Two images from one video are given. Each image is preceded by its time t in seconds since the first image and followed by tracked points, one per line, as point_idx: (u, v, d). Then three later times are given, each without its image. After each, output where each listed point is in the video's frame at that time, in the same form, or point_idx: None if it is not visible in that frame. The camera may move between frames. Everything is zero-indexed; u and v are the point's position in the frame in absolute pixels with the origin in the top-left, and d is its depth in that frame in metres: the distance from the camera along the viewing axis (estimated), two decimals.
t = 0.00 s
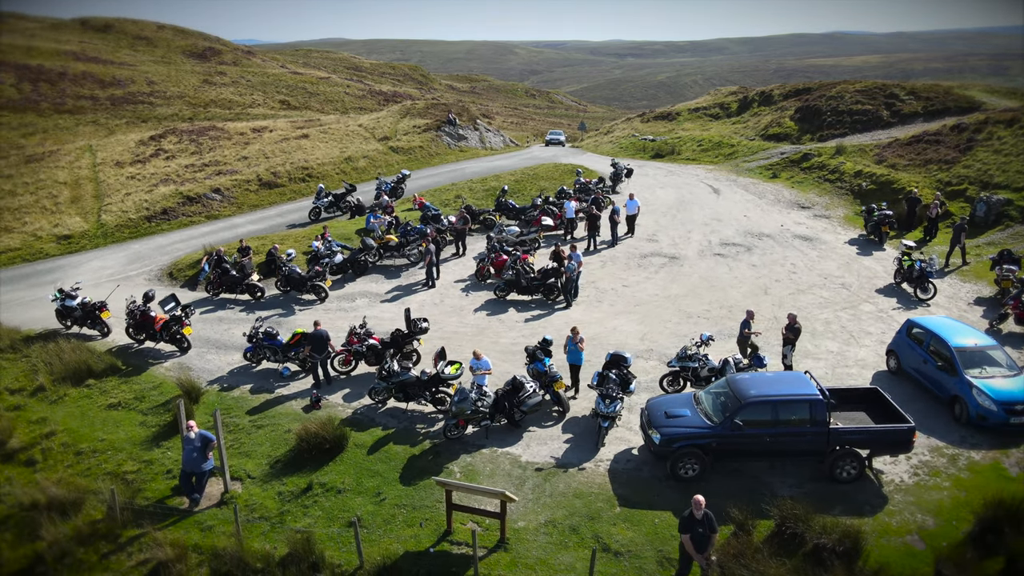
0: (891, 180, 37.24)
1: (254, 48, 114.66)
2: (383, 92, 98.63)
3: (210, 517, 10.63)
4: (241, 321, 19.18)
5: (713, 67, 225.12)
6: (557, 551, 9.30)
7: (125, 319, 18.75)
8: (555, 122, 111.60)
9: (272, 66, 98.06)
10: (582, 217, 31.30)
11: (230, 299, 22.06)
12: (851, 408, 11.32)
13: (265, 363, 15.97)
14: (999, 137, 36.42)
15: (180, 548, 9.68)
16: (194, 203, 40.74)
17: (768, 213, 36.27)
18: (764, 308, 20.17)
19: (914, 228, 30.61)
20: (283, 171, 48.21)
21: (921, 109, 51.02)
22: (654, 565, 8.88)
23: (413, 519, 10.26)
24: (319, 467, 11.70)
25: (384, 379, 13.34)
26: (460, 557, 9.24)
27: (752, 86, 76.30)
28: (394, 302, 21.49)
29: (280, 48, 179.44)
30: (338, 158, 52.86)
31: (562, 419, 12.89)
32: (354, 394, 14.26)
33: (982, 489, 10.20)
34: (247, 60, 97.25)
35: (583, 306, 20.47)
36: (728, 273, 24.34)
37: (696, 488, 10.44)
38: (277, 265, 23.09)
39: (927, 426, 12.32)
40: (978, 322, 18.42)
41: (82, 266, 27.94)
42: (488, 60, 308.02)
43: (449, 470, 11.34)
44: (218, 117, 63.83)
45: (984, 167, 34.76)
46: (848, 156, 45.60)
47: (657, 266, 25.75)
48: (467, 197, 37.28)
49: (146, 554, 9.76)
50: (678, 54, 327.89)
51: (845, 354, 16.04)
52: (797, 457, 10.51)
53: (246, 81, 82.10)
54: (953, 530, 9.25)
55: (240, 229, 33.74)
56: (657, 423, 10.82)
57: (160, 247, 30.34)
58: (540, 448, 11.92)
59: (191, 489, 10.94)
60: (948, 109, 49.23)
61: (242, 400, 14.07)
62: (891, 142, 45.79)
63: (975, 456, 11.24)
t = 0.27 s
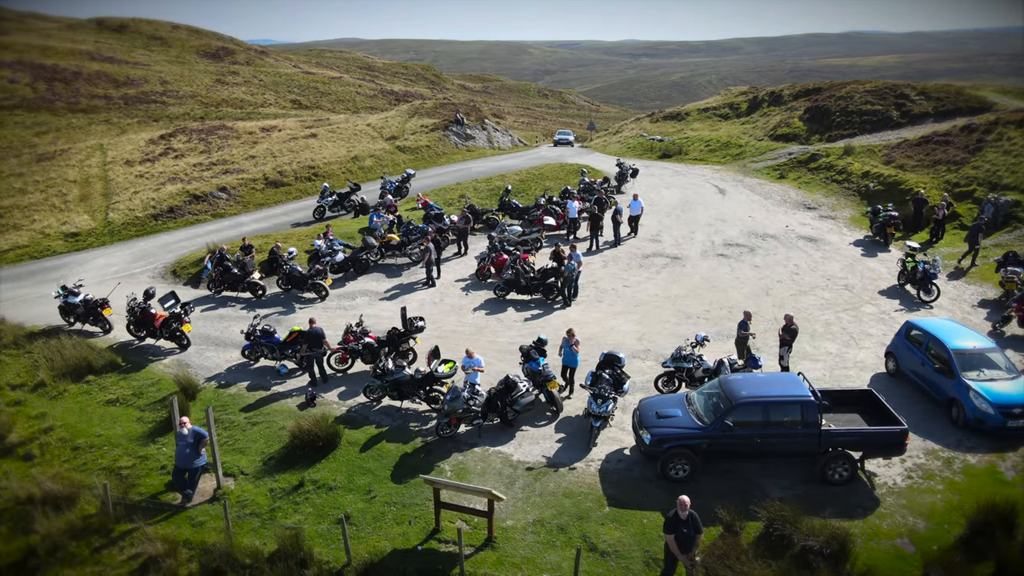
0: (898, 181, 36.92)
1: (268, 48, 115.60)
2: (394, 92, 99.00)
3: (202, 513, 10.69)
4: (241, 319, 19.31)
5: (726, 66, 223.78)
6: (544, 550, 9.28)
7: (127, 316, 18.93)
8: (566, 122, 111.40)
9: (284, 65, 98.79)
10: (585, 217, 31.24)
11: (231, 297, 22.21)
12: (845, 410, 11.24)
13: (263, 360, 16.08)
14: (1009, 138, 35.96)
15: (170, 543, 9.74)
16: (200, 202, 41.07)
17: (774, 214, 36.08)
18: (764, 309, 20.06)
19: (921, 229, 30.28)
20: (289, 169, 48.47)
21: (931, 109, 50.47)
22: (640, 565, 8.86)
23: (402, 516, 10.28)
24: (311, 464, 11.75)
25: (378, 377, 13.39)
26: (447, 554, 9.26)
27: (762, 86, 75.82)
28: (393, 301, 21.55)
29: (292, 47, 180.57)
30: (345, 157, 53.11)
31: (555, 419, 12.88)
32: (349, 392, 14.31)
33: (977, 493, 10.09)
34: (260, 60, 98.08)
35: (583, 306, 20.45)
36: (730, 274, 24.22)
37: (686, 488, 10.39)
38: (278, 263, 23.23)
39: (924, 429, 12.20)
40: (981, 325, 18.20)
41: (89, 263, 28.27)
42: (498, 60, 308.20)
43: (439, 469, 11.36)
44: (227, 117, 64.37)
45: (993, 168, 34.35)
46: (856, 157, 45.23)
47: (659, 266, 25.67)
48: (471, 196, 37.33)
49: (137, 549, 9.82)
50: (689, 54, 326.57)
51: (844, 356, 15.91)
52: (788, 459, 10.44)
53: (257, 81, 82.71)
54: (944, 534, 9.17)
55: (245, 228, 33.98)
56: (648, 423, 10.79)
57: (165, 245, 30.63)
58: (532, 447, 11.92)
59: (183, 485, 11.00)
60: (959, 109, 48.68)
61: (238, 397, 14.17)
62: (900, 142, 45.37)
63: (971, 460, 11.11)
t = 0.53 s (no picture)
0: (905, 182, 36.58)
1: (280, 48, 116.47)
2: (405, 92, 99.28)
3: (194, 508, 10.77)
4: (241, 317, 19.43)
5: (738, 66, 222.35)
6: (532, 549, 9.27)
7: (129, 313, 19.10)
8: (577, 122, 111.17)
9: (297, 65, 99.42)
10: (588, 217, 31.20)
11: (233, 295, 22.37)
12: (838, 412, 11.16)
13: (261, 358, 16.17)
14: (1019, 138, 35.52)
15: (161, 538, 9.81)
16: (206, 200, 41.36)
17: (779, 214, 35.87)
18: (764, 310, 19.93)
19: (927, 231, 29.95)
20: (296, 168, 48.72)
21: (942, 110, 49.92)
22: (626, 565, 8.84)
23: (392, 514, 10.31)
24: (304, 461, 11.81)
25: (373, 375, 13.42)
26: (434, 552, 9.27)
27: (772, 86, 75.29)
28: (393, 300, 21.62)
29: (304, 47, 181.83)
30: (351, 156, 53.32)
31: (548, 418, 12.86)
32: (345, 390, 14.36)
33: (970, 496, 9.99)
34: (272, 60, 98.80)
35: (582, 306, 20.41)
36: (732, 274, 24.09)
37: (676, 489, 10.35)
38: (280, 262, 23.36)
39: (920, 432, 12.08)
40: (983, 328, 17.98)
41: (95, 261, 28.58)
42: (508, 60, 308.31)
43: (431, 467, 11.38)
44: (237, 116, 64.87)
45: (1002, 169, 33.94)
46: (864, 157, 44.87)
47: (660, 266, 25.58)
48: (475, 196, 37.36)
49: (129, 543, 9.90)
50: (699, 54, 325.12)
51: (843, 357, 15.78)
52: (780, 460, 10.38)
53: (268, 80, 83.27)
54: (935, 537, 9.09)
55: (249, 226, 34.20)
56: (638, 423, 10.76)
57: (170, 242, 30.89)
58: (524, 446, 11.91)
59: (176, 481, 11.08)
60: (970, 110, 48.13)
61: (234, 395, 14.27)
62: (909, 143, 44.93)
63: (966, 463, 11.00)
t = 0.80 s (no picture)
0: (913, 182, 36.24)
1: (293, 48, 117.26)
2: (416, 91, 99.52)
3: (186, 504, 10.86)
4: (242, 314, 19.56)
5: (754, 66, 220.40)
6: (519, 548, 9.27)
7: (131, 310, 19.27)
8: (588, 122, 110.89)
9: (309, 64, 100.00)
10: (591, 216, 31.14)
11: (235, 293, 22.51)
12: (831, 413, 11.09)
13: (259, 356, 16.26)
14: None
15: (152, 533, 9.89)
16: (213, 199, 41.65)
17: (785, 215, 35.63)
18: (765, 311, 19.81)
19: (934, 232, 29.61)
20: (302, 168, 48.97)
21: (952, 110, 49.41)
22: (612, 565, 8.83)
23: (382, 511, 10.34)
24: (297, 458, 11.86)
25: (368, 372, 13.46)
26: (421, 549, 9.29)
27: (783, 86, 74.76)
28: (393, 299, 21.69)
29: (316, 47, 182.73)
30: (358, 156, 53.51)
31: (542, 418, 12.85)
32: (341, 387, 14.41)
33: (963, 499, 9.90)
34: (286, 59, 99.46)
35: (581, 306, 20.37)
36: (734, 275, 23.97)
37: (666, 489, 10.32)
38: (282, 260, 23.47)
39: (915, 434, 11.99)
40: (986, 330, 17.76)
41: (102, 258, 28.89)
42: (519, 59, 308.17)
43: (422, 465, 11.40)
44: (247, 116, 65.34)
45: (1012, 170, 33.54)
46: (873, 158, 44.50)
47: (663, 266, 25.49)
48: (479, 195, 37.39)
49: (121, 538, 9.98)
50: (711, 54, 323.55)
51: (841, 358, 15.66)
52: (770, 462, 10.32)
53: (279, 80, 83.79)
54: (925, 541, 9.03)
55: (254, 225, 34.45)
56: (629, 423, 10.74)
57: (176, 240, 31.16)
58: (516, 445, 11.91)
59: (170, 476, 11.16)
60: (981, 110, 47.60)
61: (231, 392, 14.38)
62: (919, 144, 44.49)
63: (961, 466, 10.89)
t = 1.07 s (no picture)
0: (921, 183, 35.90)
1: (306, 49, 118.08)
2: (426, 91, 99.78)
3: (179, 499, 10.94)
4: (243, 312, 19.69)
5: (765, 66, 219.12)
6: (506, 547, 9.27)
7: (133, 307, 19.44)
8: (599, 122, 110.63)
9: (321, 64, 100.58)
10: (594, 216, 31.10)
11: (237, 291, 22.66)
12: (824, 415, 11.01)
13: (257, 353, 16.36)
14: None
15: (144, 528, 9.97)
16: (219, 197, 41.93)
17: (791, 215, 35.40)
18: (765, 312, 19.70)
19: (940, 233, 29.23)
20: (308, 167, 49.19)
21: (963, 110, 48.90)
22: (599, 565, 8.81)
23: (372, 509, 10.36)
24: (290, 455, 11.92)
25: (363, 371, 13.50)
26: (409, 547, 9.30)
27: (793, 86, 74.26)
28: (393, 298, 21.76)
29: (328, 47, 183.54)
30: (365, 155, 53.73)
31: (535, 417, 12.85)
32: (336, 385, 14.46)
33: (956, 503, 9.80)
34: (298, 59, 100.01)
35: (581, 306, 20.35)
36: (736, 276, 23.85)
37: (657, 490, 10.29)
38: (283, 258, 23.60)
39: (911, 436, 11.88)
40: (989, 332, 17.54)
41: (108, 256, 29.17)
42: (528, 59, 308.00)
43: (414, 463, 11.42)
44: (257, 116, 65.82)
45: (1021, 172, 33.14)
46: (881, 158, 44.14)
47: (664, 267, 25.40)
48: (483, 195, 37.41)
49: (113, 533, 10.05)
50: (722, 54, 321.96)
51: (840, 360, 15.54)
52: (762, 463, 10.26)
53: (290, 80, 84.32)
54: (915, 544, 8.95)
55: (259, 223, 34.67)
56: (619, 423, 10.72)
57: (180, 239, 31.39)
58: (508, 444, 11.91)
59: (163, 472, 11.23)
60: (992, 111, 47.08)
61: (228, 389, 14.47)
62: (928, 144, 44.06)
63: (956, 469, 10.78)
